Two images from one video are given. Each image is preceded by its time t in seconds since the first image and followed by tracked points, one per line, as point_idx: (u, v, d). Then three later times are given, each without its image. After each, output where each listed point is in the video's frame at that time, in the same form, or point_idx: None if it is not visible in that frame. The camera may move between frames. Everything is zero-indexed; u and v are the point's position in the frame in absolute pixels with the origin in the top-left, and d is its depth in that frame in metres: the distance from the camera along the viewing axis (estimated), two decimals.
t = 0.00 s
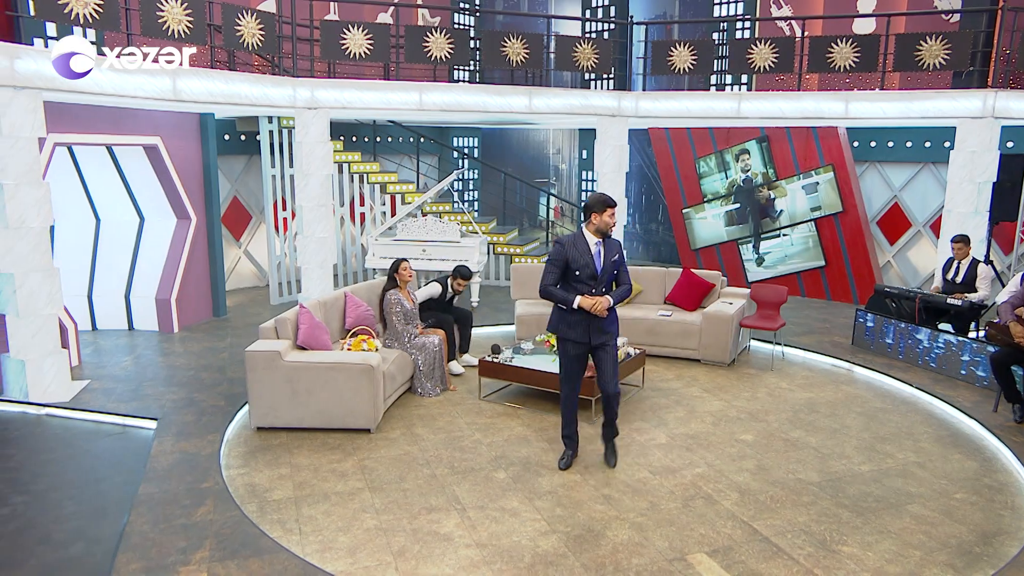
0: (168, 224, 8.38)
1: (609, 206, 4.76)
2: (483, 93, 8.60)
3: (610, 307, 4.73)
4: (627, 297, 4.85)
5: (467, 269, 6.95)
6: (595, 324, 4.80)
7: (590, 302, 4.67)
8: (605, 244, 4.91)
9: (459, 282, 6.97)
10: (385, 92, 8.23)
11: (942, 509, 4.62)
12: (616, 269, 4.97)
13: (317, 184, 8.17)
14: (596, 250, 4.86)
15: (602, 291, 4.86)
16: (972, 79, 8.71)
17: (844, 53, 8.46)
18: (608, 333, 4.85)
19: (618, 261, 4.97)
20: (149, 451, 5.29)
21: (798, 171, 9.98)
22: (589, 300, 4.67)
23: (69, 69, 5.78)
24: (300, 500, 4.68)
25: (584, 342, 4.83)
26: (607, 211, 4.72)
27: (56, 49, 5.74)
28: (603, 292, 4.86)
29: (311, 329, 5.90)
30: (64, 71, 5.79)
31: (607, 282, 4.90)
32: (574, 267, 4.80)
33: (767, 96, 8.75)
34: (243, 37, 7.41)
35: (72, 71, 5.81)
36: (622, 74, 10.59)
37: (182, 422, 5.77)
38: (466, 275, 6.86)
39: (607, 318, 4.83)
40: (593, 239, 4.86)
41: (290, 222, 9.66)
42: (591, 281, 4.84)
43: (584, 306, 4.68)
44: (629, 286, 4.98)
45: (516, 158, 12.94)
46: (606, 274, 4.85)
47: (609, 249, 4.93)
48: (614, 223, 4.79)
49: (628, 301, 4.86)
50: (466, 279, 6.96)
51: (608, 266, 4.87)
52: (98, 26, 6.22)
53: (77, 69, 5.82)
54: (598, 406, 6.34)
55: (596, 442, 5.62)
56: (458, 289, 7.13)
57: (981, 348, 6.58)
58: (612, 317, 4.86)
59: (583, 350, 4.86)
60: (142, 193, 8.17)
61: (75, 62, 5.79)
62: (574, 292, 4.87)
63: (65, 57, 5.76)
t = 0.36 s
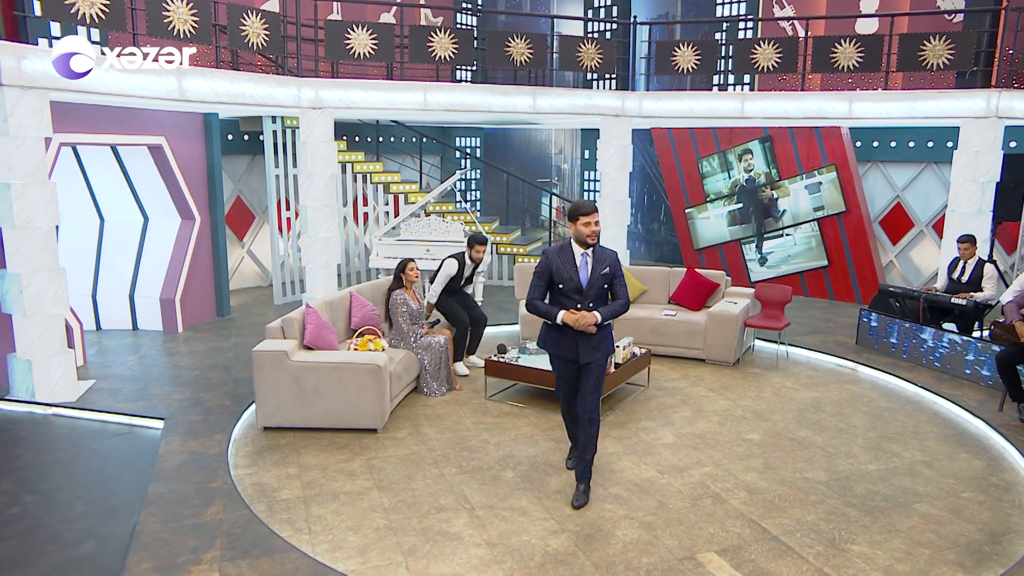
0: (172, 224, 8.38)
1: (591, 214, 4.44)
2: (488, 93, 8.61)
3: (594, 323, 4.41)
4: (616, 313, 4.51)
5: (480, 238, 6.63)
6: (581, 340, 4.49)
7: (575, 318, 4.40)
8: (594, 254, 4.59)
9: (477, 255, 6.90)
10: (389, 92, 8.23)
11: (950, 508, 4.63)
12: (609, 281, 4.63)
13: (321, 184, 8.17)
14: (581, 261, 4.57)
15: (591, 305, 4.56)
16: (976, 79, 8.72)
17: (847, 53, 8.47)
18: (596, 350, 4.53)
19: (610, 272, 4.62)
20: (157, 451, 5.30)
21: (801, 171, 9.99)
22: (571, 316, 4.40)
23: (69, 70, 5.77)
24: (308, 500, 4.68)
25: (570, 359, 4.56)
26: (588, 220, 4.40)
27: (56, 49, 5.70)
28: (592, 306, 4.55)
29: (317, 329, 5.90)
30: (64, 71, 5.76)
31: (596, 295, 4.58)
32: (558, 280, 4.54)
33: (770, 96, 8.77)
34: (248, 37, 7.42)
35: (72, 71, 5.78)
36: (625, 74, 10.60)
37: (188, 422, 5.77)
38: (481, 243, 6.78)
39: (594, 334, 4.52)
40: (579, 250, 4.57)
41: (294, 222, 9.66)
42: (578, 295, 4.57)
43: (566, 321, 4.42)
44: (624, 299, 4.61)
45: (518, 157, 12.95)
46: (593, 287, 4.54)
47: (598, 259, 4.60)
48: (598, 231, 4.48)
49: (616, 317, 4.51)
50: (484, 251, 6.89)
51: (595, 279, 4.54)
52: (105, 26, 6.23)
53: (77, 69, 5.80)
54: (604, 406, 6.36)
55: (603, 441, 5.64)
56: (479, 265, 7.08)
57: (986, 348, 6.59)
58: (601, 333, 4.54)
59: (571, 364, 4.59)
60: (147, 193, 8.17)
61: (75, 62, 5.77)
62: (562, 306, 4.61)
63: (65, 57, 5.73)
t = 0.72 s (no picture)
0: (178, 224, 8.39)
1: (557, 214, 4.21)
2: (493, 92, 8.61)
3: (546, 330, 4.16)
4: (575, 323, 4.15)
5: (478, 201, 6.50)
6: (548, 349, 4.29)
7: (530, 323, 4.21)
8: (569, 258, 4.31)
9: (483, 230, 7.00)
10: (395, 91, 8.23)
11: (959, 506, 4.65)
12: (584, 289, 4.28)
13: (326, 183, 8.17)
14: (554, 265, 4.35)
15: (559, 312, 4.30)
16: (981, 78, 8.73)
17: (852, 52, 8.48)
18: (562, 361, 4.26)
19: (584, 279, 4.26)
20: (166, 449, 5.31)
21: (805, 170, 10.01)
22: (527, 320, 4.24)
23: (69, 69, 5.74)
24: (319, 498, 4.68)
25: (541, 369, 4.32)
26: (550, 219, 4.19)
27: (57, 49, 5.67)
28: (559, 314, 4.29)
29: (325, 327, 5.89)
30: (64, 71, 5.74)
31: (566, 302, 4.28)
32: (531, 283, 4.41)
33: (775, 95, 8.79)
34: (254, 36, 7.42)
35: (72, 71, 5.75)
36: (629, 73, 10.60)
37: (197, 420, 5.78)
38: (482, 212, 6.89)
39: (560, 344, 4.26)
40: (554, 253, 4.35)
41: (298, 221, 9.66)
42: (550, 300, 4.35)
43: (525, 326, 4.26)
44: (595, 309, 4.20)
45: (520, 156, 13.00)
46: (559, 294, 4.29)
47: (573, 264, 4.29)
48: (563, 232, 4.19)
49: (574, 328, 4.15)
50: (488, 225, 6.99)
51: (561, 284, 4.28)
52: (112, 26, 6.23)
53: (77, 69, 5.76)
54: (612, 404, 6.38)
55: (611, 439, 5.65)
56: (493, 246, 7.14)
57: (992, 346, 6.60)
58: (565, 344, 4.24)
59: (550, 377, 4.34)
60: (152, 192, 8.17)
61: (75, 62, 5.73)
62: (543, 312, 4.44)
63: (66, 57, 5.70)
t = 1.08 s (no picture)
0: (186, 221, 8.40)
1: (511, 211, 3.93)
2: (501, 90, 8.61)
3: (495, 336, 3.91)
4: (528, 329, 3.90)
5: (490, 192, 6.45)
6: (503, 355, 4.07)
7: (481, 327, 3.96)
8: (526, 259, 4.02)
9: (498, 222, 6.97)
10: (403, 89, 8.22)
11: (972, 503, 4.65)
12: (538, 292, 3.99)
13: (335, 181, 8.18)
14: (511, 266, 4.07)
15: (514, 316, 4.03)
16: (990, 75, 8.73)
17: (860, 49, 8.47)
18: (516, 368, 4.02)
19: (539, 281, 3.97)
20: (180, 446, 5.33)
21: (812, 168, 10.01)
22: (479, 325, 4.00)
23: (69, 70, 5.69)
24: (334, 494, 4.69)
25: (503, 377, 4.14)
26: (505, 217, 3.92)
27: (55, 49, 5.60)
28: (514, 318, 4.04)
29: (337, 325, 5.91)
30: (64, 72, 5.69)
31: (521, 306, 4.01)
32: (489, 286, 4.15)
33: (783, 93, 8.80)
34: (263, 33, 7.42)
35: (72, 71, 5.70)
36: (636, 70, 10.59)
37: (210, 417, 5.80)
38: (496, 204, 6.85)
39: (514, 350, 4.02)
40: (512, 253, 4.08)
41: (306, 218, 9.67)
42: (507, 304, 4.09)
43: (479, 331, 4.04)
44: (549, 314, 3.93)
45: (527, 154, 12.79)
46: (513, 297, 4.02)
47: (530, 265, 4.01)
48: (517, 231, 3.92)
49: (524, 334, 3.89)
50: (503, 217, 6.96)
51: (515, 286, 4.02)
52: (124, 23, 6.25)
53: (77, 69, 5.72)
54: (622, 401, 6.39)
55: (623, 436, 5.67)
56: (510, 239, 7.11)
57: (1002, 344, 6.61)
58: (518, 350, 4.00)
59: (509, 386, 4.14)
60: (161, 189, 8.19)
61: (75, 62, 5.68)
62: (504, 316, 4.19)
63: (65, 57, 5.65)
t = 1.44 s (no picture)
0: (198, 217, 8.41)
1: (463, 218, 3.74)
2: (512, 86, 8.61)
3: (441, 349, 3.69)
4: (476, 345, 3.69)
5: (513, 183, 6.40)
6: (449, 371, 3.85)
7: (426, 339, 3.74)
8: (478, 270, 3.83)
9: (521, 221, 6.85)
10: (415, 85, 8.21)
11: (989, 499, 4.67)
12: (487, 305, 3.79)
13: (346, 177, 8.19)
14: (462, 276, 3.88)
15: (462, 329, 3.83)
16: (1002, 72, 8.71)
17: (872, 46, 8.45)
18: (462, 385, 3.81)
19: (489, 294, 3.78)
20: (197, 442, 5.35)
21: (822, 164, 10.01)
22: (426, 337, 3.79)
23: (69, 70, 5.61)
24: (352, 490, 4.71)
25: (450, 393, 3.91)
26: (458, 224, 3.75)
27: (55, 48, 5.55)
28: (462, 331, 3.84)
29: (351, 320, 5.89)
30: (63, 72, 5.61)
31: (469, 320, 3.82)
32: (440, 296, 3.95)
33: (794, 89, 8.79)
34: (276, 30, 7.42)
35: (71, 72, 5.62)
36: (645, 67, 10.58)
37: (226, 413, 5.83)
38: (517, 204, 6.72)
39: (459, 365, 3.81)
40: (464, 263, 3.89)
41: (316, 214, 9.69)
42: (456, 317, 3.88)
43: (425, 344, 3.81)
44: (498, 330, 3.74)
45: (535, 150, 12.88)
46: (460, 309, 3.83)
47: (481, 277, 3.81)
48: (468, 239, 3.75)
49: (471, 349, 3.68)
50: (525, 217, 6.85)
51: (464, 299, 3.82)
52: (139, 20, 6.28)
53: (76, 69, 5.63)
54: (636, 397, 6.41)
55: (638, 432, 5.69)
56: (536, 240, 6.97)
57: (1015, 341, 6.61)
58: (464, 365, 3.79)
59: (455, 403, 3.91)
60: (172, 186, 8.21)
61: (75, 62, 5.60)
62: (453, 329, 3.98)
63: (65, 57, 5.58)
